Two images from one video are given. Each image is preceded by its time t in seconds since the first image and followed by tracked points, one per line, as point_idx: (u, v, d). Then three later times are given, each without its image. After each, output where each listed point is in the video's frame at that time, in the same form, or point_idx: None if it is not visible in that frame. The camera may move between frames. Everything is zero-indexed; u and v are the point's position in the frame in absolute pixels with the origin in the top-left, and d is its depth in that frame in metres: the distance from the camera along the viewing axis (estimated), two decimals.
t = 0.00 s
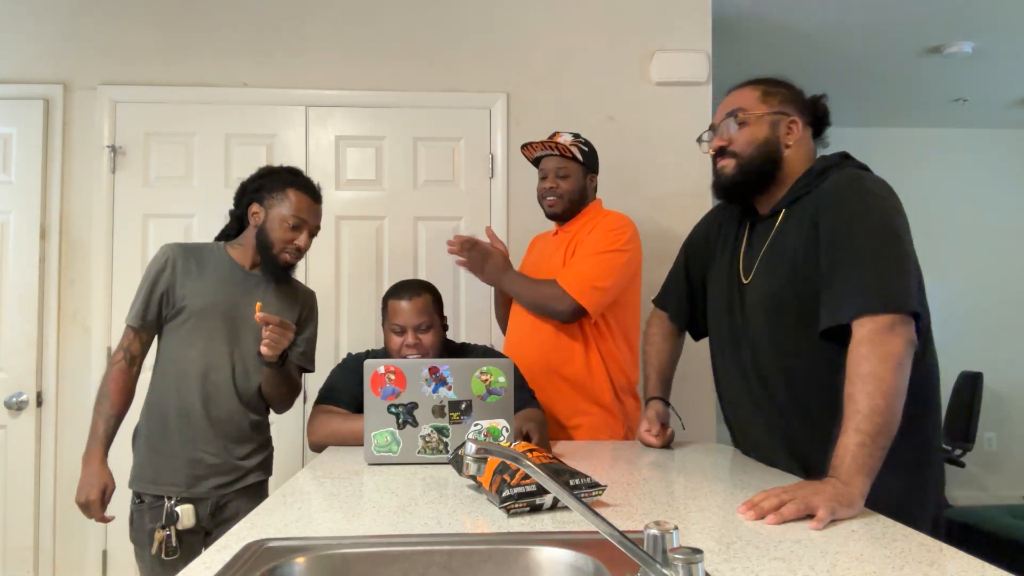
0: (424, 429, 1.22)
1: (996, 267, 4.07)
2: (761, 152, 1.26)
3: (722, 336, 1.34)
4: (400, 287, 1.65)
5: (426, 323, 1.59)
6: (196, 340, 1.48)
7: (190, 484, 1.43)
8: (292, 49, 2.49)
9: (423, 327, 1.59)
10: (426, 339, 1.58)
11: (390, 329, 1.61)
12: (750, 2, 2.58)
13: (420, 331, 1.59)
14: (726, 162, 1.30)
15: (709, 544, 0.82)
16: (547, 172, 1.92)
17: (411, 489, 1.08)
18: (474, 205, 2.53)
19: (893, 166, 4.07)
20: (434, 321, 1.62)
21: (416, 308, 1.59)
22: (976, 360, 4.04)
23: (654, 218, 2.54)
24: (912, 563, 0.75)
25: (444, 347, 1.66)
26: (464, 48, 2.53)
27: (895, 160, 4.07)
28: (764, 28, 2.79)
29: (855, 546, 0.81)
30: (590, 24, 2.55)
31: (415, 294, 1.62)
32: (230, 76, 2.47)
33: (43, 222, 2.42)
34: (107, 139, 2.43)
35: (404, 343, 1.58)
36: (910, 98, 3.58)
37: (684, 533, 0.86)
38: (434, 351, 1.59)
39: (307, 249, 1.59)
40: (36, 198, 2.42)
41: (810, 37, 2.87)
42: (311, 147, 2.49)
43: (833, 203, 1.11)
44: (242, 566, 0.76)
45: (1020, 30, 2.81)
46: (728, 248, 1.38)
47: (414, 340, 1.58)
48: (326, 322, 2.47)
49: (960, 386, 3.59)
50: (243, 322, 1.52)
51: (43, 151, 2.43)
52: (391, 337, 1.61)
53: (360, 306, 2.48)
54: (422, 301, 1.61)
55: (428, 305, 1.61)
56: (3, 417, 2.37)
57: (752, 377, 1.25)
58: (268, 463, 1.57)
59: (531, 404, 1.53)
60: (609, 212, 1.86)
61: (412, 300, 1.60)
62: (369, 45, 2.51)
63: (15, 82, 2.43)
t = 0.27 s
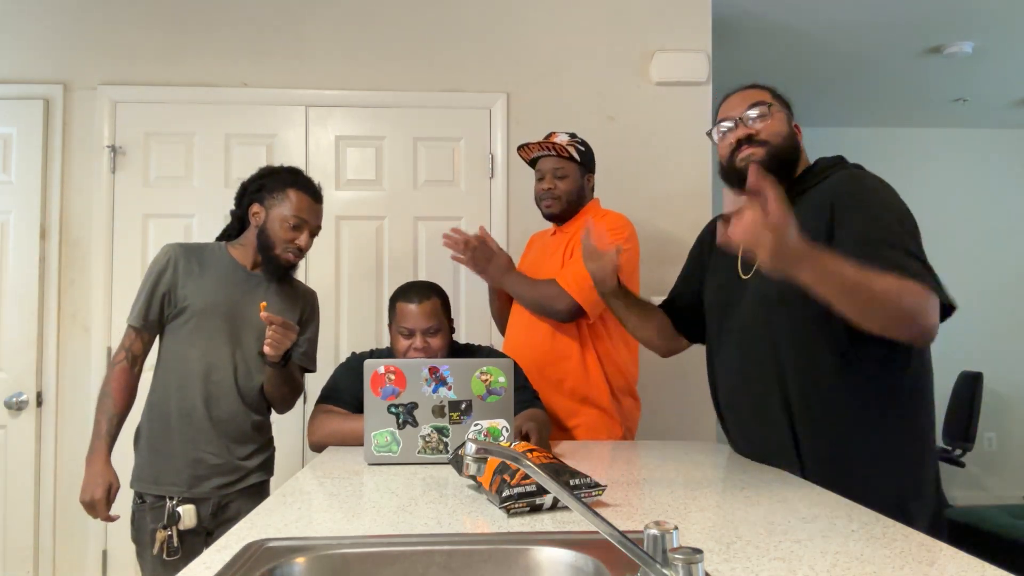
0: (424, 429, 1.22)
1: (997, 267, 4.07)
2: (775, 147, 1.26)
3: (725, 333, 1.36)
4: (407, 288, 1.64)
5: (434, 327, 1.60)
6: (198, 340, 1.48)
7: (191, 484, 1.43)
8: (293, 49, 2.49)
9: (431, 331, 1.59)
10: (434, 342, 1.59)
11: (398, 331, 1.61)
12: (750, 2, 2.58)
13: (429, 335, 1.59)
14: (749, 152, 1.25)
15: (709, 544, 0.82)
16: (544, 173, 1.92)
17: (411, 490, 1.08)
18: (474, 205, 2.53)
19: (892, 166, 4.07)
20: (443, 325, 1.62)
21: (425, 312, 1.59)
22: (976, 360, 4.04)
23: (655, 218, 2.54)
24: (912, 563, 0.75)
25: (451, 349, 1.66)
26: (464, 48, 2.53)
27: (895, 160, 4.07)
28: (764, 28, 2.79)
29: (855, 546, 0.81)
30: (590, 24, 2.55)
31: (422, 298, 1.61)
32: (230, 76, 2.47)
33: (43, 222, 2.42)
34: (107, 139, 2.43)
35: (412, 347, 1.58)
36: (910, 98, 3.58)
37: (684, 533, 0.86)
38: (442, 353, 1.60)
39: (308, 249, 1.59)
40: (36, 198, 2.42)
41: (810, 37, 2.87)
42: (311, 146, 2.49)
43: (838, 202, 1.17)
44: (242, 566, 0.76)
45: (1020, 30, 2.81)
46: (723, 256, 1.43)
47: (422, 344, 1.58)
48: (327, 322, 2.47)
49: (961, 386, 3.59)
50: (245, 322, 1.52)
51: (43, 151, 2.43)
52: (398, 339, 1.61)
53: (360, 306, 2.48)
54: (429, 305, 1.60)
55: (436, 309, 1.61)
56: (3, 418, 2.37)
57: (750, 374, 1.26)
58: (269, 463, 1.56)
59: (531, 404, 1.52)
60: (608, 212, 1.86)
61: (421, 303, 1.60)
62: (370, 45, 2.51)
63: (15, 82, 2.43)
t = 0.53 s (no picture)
0: (423, 429, 1.22)
1: (997, 267, 4.07)
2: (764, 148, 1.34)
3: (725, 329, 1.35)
4: (410, 288, 1.65)
5: (438, 327, 1.60)
6: (199, 340, 1.48)
7: (193, 484, 1.43)
8: (292, 49, 2.49)
9: (435, 331, 1.59)
10: (437, 342, 1.59)
11: (401, 331, 1.61)
12: (750, 2, 2.57)
13: (432, 335, 1.59)
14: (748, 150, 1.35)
15: (709, 544, 0.82)
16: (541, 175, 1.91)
17: (412, 489, 1.08)
18: (474, 205, 2.53)
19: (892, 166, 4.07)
20: (445, 324, 1.63)
21: (429, 312, 1.59)
22: (976, 360, 4.04)
23: (655, 218, 2.54)
24: (912, 563, 0.75)
25: (453, 349, 1.66)
26: (464, 48, 2.53)
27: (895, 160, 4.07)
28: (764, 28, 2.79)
29: (855, 545, 0.81)
30: (590, 24, 2.55)
31: (426, 298, 1.61)
32: (231, 77, 2.47)
33: (43, 222, 2.42)
34: (107, 139, 2.43)
35: (416, 347, 1.58)
36: (910, 98, 3.58)
37: (684, 533, 0.86)
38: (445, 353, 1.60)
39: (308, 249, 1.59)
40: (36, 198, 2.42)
41: (810, 36, 2.87)
42: (311, 147, 2.49)
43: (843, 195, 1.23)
44: (242, 565, 0.76)
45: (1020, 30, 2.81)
46: (718, 256, 1.45)
47: (426, 344, 1.58)
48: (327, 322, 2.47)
49: (961, 387, 3.58)
50: (247, 322, 1.52)
51: (44, 151, 2.43)
52: (401, 339, 1.60)
53: (360, 306, 2.48)
54: (434, 305, 1.60)
55: (440, 309, 1.61)
56: (3, 417, 2.38)
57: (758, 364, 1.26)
58: (270, 463, 1.57)
59: (531, 404, 1.52)
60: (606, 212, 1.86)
61: (424, 303, 1.60)
62: (369, 45, 2.51)
63: (15, 82, 2.43)
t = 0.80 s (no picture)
0: (424, 429, 1.22)
1: (997, 267, 4.07)
2: (757, 151, 1.35)
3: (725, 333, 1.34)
4: (410, 287, 1.65)
5: (437, 324, 1.60)
6: (198, 340, 1.48)
7: (193, 484, 1.43)
8: (292, 49, 2.49)
9: (434, 328, 1.60)
10: (436, 338, 1.59)
11: (400, 329, 1.61)
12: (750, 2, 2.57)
13: (431, 331, 1.59)
14: (739, 155, 1.36)
15: (709, 544, 0.82)
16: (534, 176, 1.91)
17: (412, 490, 1.08)
18: (474, 205, 2.53)
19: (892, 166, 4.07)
20: (444, 322, 1.62)
21: (427, 308, 1.59)
22: (976, 360, 4.04)
23: (655, 218, 2.54)
24: (912, 563, 0.75)
25: (453, 348, 1.65)
26: (464, 48, 2.53)
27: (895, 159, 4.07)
28: (764, 28, 2.79)
29: (855, 546, 0.81)
30: (590, 24, 2.55)
31: (425, 295, 1.61)
32: (231, 77, 2.47)
33: (43, 222, 2.42)
34: (107, 139, 2.43)
35: (415, 343, 1.57)
36: (910, 98, 3.58)
37: (684, 533, 0.86)
38: (444, 350, 1.60)
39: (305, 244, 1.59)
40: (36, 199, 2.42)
41: (811, 36, 2.86)
42: (311, 147, 2.49)
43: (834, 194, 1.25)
44: (242, 566, 0.76)
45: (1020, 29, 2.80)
46: (715, 258, 1.44)
47: (425, 340, 1.58)
48: (327, 322, 2.47)
49: (961, 387, 3.58)
50: (246, 321, 1.52)
51: (44, 150, 2.43)
52: (401, 338, 1.60)
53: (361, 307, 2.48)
54: (433, 301, 1.61)
55: (439, 305, 1.61)
56: (4, 417, 2.38)
57: (757, 362, 1.25)
58: (270, 463, 1.57)
59: (532, 404, 1.52)
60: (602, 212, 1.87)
61: (424, 300, 1.60)
62: (369, 44, 2.51)
63: (16, 82, 2.43)
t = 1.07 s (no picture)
0: (424, 429, 1.22)
1: (996, 267, 4.07)
2: (759, 153, 1.35)
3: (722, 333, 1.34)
4: (409, 288, 1.65)
5: (436, 323, 1.60)
6: (197, 340, 1.48)
7: (192, 484, 1.43)
8: (292, 49, 2.49)
9: (434, 328, 1.60)
10: (436, 338, 1.59)
11: (400, 330, 1.61)
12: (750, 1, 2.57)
13: (431, 331, 1.59)
14: (740, 158, 1.36)
15: (709, 544, 0.82)
16: (527, 175, 1.91)
17: (411, 490, 1.08)
18: (474, 205, 2.53)
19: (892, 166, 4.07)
20: (444, 322, 1.62)
21: (426, 308, 1.59)
22: (976, 360, 4.04)
23: (655, 218, 2.54)
24: (912, 563, 0.75)
25: (453, 348, 1.65)
26: (464, 48, 2.53)
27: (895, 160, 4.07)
28: (764, 28, 2.79)
29: (855, 546, 0.81)
30: (590, 24, 2.55)
31: (424, 295, 1.61)
32: (231, 77, 2.47)
33: (43, 222, 2.42)
34: (107, 139, 2.43)
35: (415, 344, 1.57)
36: (910, 98, 3.58)
37: (684, 533, 0.86)
38: (443, 350, 1.60)
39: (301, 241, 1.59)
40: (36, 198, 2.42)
41: (811, 36, 2.86)
42: (311, 147, 2.49)
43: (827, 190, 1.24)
44: (242, 566, 0.76)
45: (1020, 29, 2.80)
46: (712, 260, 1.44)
47: (425, 340, 1.58)
48: (327, 322, 2.47)
49: (961, 387, 3.59)
50: (244, 321, 1.52)
51: (44, 150, 2.43)
52: (400, 338, 1.60)
53: (361, 307, 2.48)
54: (432, 301, 1.61)
55: (438, 305, 1.61)
56: (4, 417, 2.38)
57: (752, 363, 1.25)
58: (269, 463, 1.57)
59: (532, 404, 1.52)
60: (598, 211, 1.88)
61: (423, 300, 1.60)
62: (370, 44, 2.50)
63: (16, 82, 2.43)
